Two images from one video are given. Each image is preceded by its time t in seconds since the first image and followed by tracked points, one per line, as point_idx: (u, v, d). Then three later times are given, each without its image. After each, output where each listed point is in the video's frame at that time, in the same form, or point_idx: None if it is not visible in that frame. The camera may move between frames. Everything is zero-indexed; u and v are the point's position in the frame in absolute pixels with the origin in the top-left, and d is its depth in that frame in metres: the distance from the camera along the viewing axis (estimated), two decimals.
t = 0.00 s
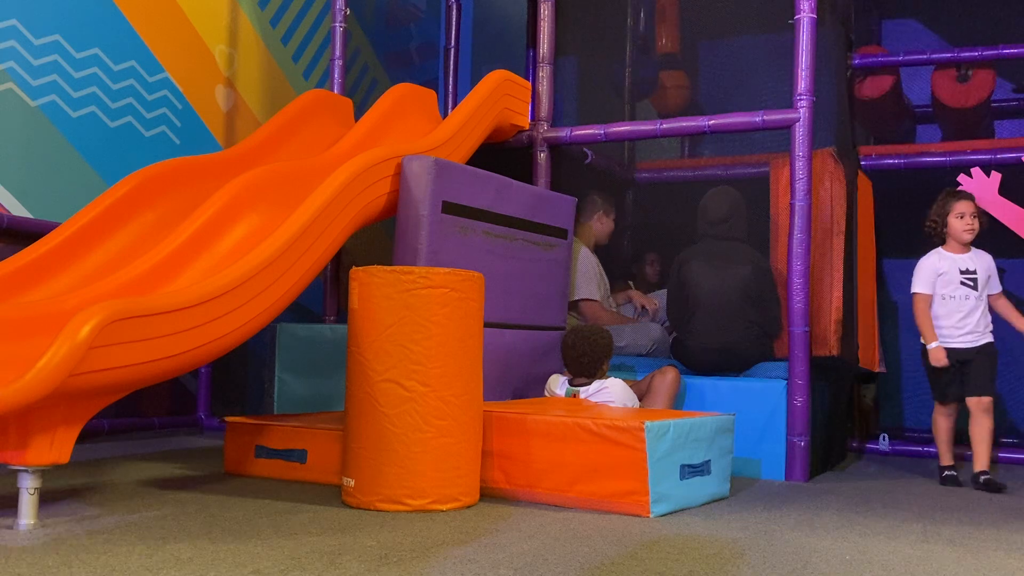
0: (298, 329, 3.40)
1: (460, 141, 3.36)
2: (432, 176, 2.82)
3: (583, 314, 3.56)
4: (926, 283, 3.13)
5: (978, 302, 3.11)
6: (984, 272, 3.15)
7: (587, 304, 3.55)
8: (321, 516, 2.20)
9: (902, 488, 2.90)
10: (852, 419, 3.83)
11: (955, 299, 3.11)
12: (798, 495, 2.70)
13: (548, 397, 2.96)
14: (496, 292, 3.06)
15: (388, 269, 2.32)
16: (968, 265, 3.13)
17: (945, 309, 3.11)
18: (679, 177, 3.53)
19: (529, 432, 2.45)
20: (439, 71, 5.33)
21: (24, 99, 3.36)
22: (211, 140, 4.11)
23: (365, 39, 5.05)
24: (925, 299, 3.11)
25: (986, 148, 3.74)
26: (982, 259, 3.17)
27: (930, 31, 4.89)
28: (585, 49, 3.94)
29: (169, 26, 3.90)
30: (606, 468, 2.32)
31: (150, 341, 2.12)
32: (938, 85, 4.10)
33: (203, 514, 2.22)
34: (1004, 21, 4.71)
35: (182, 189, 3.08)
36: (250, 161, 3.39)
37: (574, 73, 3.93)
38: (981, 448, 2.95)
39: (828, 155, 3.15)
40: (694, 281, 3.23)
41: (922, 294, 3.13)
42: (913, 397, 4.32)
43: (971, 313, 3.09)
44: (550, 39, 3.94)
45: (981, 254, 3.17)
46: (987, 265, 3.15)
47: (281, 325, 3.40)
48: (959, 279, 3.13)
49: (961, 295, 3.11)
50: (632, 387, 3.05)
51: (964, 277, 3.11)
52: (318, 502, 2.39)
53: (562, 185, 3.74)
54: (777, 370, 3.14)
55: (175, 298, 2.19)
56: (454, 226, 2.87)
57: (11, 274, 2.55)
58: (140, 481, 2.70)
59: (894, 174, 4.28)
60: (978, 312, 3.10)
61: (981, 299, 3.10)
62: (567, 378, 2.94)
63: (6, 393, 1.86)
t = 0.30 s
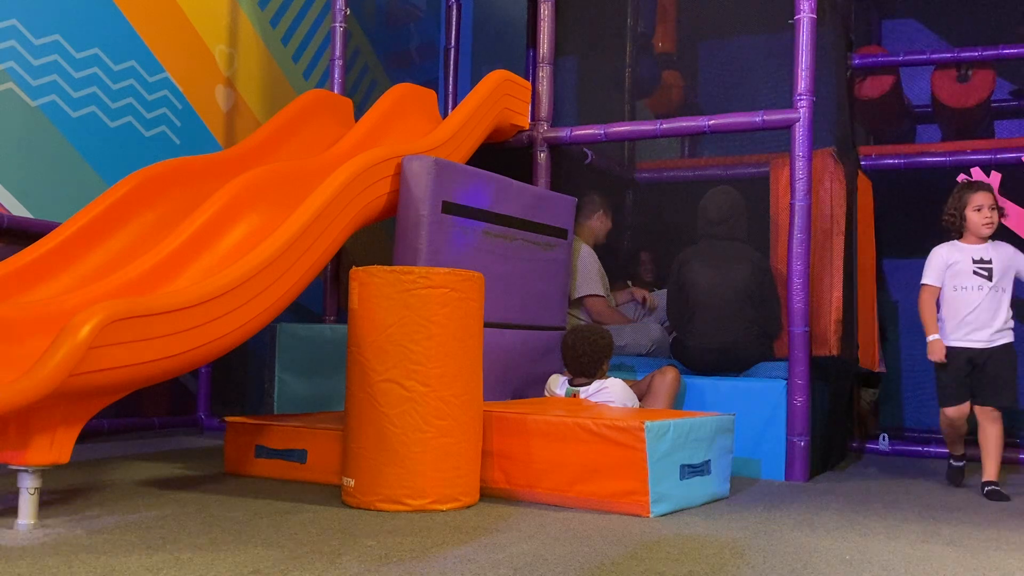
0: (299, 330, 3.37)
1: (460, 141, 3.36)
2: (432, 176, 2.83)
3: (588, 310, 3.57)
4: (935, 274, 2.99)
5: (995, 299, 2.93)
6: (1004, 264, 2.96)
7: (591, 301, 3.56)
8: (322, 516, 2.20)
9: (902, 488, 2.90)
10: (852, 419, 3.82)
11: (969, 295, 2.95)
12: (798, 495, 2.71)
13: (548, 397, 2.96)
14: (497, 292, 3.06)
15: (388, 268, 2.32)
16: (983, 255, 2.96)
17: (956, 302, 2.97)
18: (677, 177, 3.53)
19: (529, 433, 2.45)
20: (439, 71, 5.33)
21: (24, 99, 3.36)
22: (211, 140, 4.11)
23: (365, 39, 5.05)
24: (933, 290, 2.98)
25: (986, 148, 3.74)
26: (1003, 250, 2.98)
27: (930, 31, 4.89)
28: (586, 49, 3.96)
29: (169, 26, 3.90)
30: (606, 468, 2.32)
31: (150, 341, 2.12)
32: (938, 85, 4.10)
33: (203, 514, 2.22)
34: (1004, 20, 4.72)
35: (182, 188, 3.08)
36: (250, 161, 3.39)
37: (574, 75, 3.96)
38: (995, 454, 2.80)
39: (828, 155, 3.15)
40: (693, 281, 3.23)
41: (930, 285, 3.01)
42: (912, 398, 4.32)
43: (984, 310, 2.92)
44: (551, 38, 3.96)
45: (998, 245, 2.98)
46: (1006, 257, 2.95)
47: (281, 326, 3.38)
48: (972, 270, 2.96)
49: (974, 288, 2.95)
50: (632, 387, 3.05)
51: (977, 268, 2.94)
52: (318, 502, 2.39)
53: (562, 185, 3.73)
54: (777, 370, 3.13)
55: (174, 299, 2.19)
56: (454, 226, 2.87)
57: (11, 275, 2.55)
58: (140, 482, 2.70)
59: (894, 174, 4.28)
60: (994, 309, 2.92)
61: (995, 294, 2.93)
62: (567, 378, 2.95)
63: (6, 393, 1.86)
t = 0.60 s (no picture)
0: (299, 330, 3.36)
1: (460, 141, 3.36)
2: (432, 176, 2.83)
3: (586, 309, 3.54)
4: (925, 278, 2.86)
5: (990, 299, 2.76)
6: (1000, 260, 2.78)
7: (591, 300, 3.53)
8: (321, 516, 2.20)
9: (902, 488, 2.90)
10: (852, 419, 3.82)
11: (962, 297, 2.79)
12: (797, 495, 2.71)
13: (549, 397, 2.96)
14: (497, 292, 3.06)
15: (388, 268, 2.32)
16: (975, 253, 2.79)
17: (948, 304, 2.82)
18: (677, 179, 3.69)
19: (529, 432, 2.45)
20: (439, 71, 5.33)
21: (24, 99, 3.36)
22: (211, 140, 4.11)
23: (365, 39, 5.05)
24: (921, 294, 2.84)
25: (986, 148, 3.74)
26: (999, 245, 2.79)
27: (930, 30, 4.89)
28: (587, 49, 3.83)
29: (169, 26, 3.90)
30: (606, 468, 2.33)
31: (149, 341, 2.12)
32: (938, 84, 4.10)
33: (203, 514, 2.22)
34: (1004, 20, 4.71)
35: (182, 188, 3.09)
36: (250, 161, 3.39)
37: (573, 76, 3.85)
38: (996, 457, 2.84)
39: (828, 155, 3.15)
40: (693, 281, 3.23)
41: (922, 289, 2.89)
42: (912, 397, 4.33)
43: (977, 312, 2.76)
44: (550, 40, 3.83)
45: (994, 239, 2.80)
46: (1000, 253, 2.78)
47: (281, 325, 3.38)
48: (966, 270, 2.81)
49: (966, 289, 2.79)
50: (632, 387, 3.06)
51: (968, 268, 2.78)
52: (318, 502, 2.39)
53: (562, 185, 3.73)
54: (777, 370, 3.14)
55: (174, 299, 2.19)
56: (454, 227, 2.87)
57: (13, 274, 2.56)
58: (139, 481, 2.70)
59: (894, 173, 4.28)
60: (990, 310, 2.75)
61: (989, 294, 2.76)
62: (567, 378, 2.95)
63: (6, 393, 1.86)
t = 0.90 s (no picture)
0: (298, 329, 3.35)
1: (460, 141, 3.36)
2: (432, 176, 2.80)
3: (587, 308, 3.55)
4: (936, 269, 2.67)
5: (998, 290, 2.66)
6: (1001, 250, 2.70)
7: (591, 299, 3.54)
8: (322, 516, 2.20)
9: (903, 488, 2.90)
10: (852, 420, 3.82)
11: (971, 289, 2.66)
12: (798, 495, 2.71)
13: (548, 397, 2.96)
14: (497, 292, 3.06)
15: (388, 268, 2.31)
16: (981, 243, 2.68)
17: (952, 297, 2.68)
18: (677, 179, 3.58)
19: (529, 432, 2.45)
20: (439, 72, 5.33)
21: (24, 99, 3.36)
22: (211, 140, 4.11)
23: (365, 38, 5.04)
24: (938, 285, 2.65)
25: (986, 148, 3.73)
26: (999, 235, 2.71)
27: (930, 30, 4.88)
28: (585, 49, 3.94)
29: (169, 26, 3.90)
30: (606, 468, 2.32)
31: (149, 340, 2.12)
32: (938, 85, 4.10)
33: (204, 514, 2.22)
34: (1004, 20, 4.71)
35: (182, 188, 3.08)
36: (250, 161, 3.38)
37: (574, 74, 3.91)
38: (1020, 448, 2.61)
39: (828, 155, 3.15)
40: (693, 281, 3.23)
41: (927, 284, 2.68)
42: (913, 398, 4.33)
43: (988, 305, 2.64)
44: (550, 37, 3.94)
45: (990, 229, 2.72)
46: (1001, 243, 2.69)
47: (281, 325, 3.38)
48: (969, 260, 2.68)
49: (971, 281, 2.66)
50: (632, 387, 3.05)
51: (975, 258, 2.66)
52: (318, 502, 2.39)
53: (562, 185, 3.73)
54: (777, 370, 3.13)
55: (174, 299, 2.19)
56: (454, 226, 2.87)
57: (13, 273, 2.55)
58: (139, 481, 2.70)
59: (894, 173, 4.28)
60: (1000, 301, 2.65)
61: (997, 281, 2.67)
62: (567, 378, 2.95)
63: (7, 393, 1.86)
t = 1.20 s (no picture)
0: (298, 330, 3.35)
1: (460, 141, 3.35)
2: (432, 176, 2.83)
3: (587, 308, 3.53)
4: (922, 264, 2.53)
5: (990, 290, 2.50)
6: (997, 247, 2.52)
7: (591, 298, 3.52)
8: (322, 517, 2.20)
9: (904, 489, 2.90)
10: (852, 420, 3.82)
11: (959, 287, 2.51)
12: (798, 495, 2.71)
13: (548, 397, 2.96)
14: (497, 292, 3.06)
15: (388, 268, 2.32)
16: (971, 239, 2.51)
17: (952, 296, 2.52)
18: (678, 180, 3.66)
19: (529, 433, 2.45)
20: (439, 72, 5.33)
21: (24, 99, 3.36)
22: (210, 140, 4.11)
23: (365, 39, 5.04)
24: (930, 278, 2.50)
25: (986, 148, 3.74)
26: (996, 231, 2.53)
27: (930, 30, 4.88)
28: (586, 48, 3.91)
29: (169, 26, 3.90)
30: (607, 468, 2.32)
31: (149, 341, 2.12)
32: (945, 85, 4.14)
33: (204, 514, 2.22)
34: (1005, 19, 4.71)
35: (183, 188, 3.08)
36: (249, 161, 3.38)
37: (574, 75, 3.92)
38: (972, 473, 2.36)
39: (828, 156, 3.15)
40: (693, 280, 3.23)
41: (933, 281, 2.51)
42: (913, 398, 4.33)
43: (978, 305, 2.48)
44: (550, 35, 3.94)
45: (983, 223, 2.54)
46: (997, 240, 2.51)
47: (281, 325, 3.38)
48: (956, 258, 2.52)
49: (959, 279, 2.52)
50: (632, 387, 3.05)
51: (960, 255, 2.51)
52: (318, 503, 2.39)
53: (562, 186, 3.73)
54: (778, 370, 3.14)
55: (174, 299, 2.19)
56: (455, 227, 2.87)
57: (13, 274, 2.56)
58: (139, 481, 2.70)
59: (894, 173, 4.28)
60: (991, 302, 2.49)
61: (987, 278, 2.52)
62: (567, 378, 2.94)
63: (7, 393, 1.86)
